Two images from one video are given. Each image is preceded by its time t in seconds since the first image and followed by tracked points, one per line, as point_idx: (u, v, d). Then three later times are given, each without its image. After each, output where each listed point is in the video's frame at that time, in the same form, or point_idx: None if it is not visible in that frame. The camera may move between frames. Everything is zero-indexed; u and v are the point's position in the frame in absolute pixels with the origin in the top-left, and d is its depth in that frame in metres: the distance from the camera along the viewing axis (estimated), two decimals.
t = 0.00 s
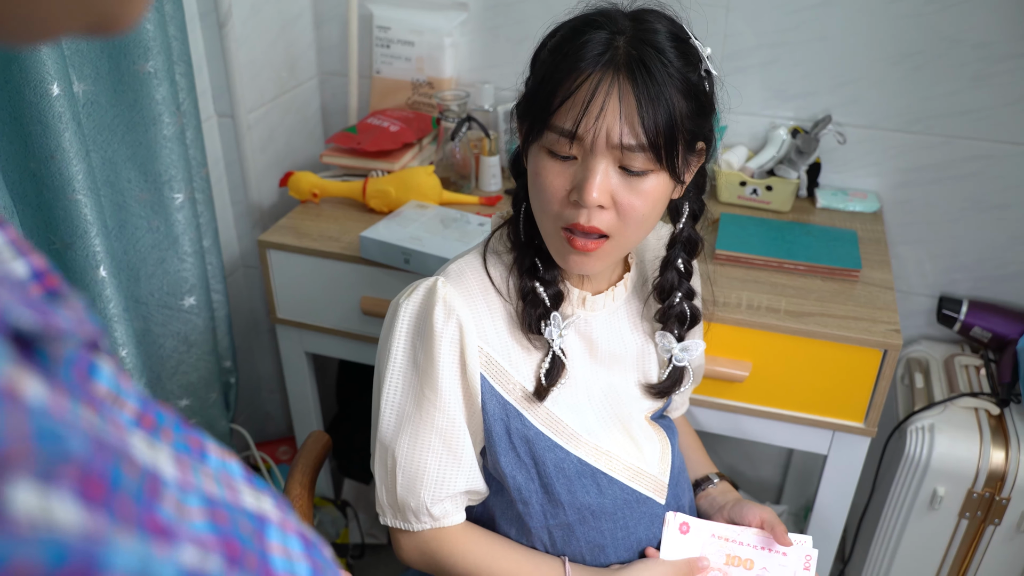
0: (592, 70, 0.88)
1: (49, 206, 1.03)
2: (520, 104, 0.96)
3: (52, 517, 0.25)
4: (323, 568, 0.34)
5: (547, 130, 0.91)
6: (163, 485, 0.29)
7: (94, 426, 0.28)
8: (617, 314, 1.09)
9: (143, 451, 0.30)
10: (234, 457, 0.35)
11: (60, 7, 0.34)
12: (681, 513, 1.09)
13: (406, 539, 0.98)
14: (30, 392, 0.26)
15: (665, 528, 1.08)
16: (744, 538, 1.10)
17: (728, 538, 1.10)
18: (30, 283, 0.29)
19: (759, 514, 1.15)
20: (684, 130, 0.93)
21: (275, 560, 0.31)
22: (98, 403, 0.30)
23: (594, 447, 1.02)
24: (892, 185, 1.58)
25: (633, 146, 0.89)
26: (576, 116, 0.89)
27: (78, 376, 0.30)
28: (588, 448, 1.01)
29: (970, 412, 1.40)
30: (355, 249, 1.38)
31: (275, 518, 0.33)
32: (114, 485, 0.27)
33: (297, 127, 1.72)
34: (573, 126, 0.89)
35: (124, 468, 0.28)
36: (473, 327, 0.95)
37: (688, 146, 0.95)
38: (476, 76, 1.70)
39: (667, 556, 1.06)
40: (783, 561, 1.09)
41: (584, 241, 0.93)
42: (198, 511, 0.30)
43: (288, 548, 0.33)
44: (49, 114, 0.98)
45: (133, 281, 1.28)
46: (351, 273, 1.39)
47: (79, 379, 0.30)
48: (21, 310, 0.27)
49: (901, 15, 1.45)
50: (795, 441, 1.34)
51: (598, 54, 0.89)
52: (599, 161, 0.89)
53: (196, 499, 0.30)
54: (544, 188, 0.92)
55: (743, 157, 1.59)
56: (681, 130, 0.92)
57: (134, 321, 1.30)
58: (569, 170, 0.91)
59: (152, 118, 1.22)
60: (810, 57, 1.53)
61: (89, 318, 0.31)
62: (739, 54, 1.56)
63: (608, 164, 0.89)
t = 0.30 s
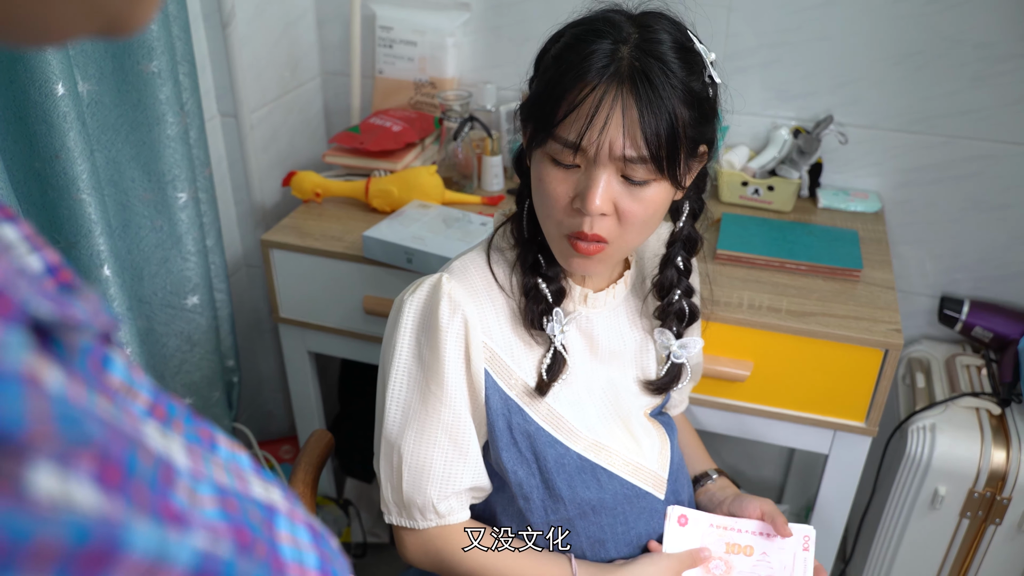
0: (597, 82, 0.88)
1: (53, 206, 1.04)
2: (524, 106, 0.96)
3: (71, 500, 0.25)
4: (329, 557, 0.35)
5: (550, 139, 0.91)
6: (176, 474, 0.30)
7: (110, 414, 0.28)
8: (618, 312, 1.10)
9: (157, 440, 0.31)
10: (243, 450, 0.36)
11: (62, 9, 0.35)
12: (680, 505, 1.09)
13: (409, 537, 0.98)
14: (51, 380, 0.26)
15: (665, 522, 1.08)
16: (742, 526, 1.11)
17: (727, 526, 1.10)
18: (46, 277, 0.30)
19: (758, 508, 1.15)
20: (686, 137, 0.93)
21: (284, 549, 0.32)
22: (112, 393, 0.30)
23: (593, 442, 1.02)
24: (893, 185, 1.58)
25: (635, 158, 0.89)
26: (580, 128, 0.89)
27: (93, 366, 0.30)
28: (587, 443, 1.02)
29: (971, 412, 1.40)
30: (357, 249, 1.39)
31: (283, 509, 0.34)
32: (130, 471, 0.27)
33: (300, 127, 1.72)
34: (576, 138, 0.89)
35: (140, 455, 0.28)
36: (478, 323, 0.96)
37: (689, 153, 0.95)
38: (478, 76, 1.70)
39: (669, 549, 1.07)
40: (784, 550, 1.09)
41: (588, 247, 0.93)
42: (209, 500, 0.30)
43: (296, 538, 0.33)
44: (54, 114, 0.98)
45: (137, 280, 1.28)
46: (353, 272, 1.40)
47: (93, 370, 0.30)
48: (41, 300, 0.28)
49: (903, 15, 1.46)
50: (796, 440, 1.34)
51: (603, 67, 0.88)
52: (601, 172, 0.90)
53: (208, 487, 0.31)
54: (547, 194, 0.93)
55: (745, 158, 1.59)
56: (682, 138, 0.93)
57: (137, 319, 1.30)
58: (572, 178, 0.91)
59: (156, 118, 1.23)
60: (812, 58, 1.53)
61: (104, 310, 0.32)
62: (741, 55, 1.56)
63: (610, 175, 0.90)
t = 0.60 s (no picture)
0: (602, 82, 0.88)
1: (55, 205, 1.04)
2: (526, 107, 0.95)
3: (69, 494, 0.25)
4: (328, 555, 0.35)
5: (555, 140, 0.91)
6: (174, 470, 0.30)
7: (108, 410, 0.28)
8: (618, 310, 1.09)
9: (155, 437, 0.31)
10: (242, 448, 0.36)
11: (62, 12, 0.35)
12: (680, 501, 1.09)
13: (412, 534, 0.98)
14: (47, 375, 0.26)
15: (669, 519, 1.08)
16: (744, 517, 1.10)
17: (728, 518, 1.10)
18: (45, 275, 0.30)
19: (762, 500, 1.16)
20: (689, 136, 0.93)
21: (283, 546, 0.32)
22: (110, 390, 0.30)
23: (592, 440, 1.02)
24: (895, 186, 1.58)
25: (641, 157, 0.89)
26: (586, 129, 0.89)
27: (92, 363, 0.30)
28: (587, 441, 1.02)
29: (973, 412, 1.40)
30: (358, 248, 1.39)
31: (282, 506, 0.34)
32: (128, 466, 0.27)
33: (302, 126, 1.72)
34: (583, 139, 0.89)
35: (138, 451, 0.28)
36: (481, 322, 0.96)
37: (694, 151, 0.95)
38: (480, 76, 1.70)
39: (672, 544, 1.07)
40: (787, 542, 1.09)
41: (594, 246, 0.93)
42: (208, 496, 0.30)
43: (295, 534, 0.33)
44: (56, 113, 0.98)
45: (139, 279, 1.28)
46: (355, 272, 1.40)
47: (92, 367, 0.30)
48: (38, 296, 0.28)
49: (905, 15, 1.45)
50: (797, 440, 1.34)
51: (607, 68, 0.88)
52: (608, 172, 0.90)
53: (206, 484, 0.31)
54: (552, 195, 0.92)
55: (746, 158, 1.59)
56: (687, 137, 0.93)
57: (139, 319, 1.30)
58: (579, 178, 0.91)
59: (157, 117, 1.23)
60: (814, 58, 1.53)
61: (102, 306, 0.32)
62: (743, 55, 1.56)
63: (617, 175, 0.90)
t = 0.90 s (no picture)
0: (608, 77, 0.88)
1: (54, 206, 1.04)
2: (530, 105, 0.95)
3: (44, 506, 0.24)
4: (319, 562, 0.34)
5: (560, 136, 0.90)
6: (158, 478, 0.29)
7: (90, 418, 0.28)
8: (619, 311, 1.09)
9: (140, 444, 0.30)
10: (232, 453, 0.36)
11: (46, 15, 0.34)
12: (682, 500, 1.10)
13: (412, 534, 0.98)
14: (25, 383, 0.26)
15: (670, 518, 1.08)
16: (746, 518, 1.10)
17: (730, 518, 1.10)
18: (30, 279, 0.29)
19: (764, 501, 1.15)
20: (694, 135, 0.93)
21: (271, 554, 0.31)
22: (94, 397, 0.30)
23: (592, 441, 1.02)
24: (897, 186, 1.58)
25: (646, 153, 0.89)
26: (591, 124, 0.88)
27: (75, 370, 0.30)
28: (587, 442, 1.01)
29: (975, 413, 1.39)
30: (359, 249, 1.38)
31: (271, 513, 0.33)
32: (108, 476, 0.27)
33: (302, 126, 1.72)
34: (588, 134, 0.88)
35: (118, 459, 0.28)
36: (482, 323, 0.96)
37: (699, 149, 0.95)
38: (481, 76, 1.70)
39: (674, 543, 1.06)
40: (790, 543, 1.09)
41: (597, 247, 0.92)
42: (193, 504, 0.30)
43: (284, 542, 0.33)
44: (55, 113, 0.98)
45: (138, 279, 1.28)
46: (356, 273, 1.39)
47: (76, 373, 0.30)
48: (17, 303, 0.28)
49: (908, 15, 1.45)
50: (798, 441, 1.34)
51: (612, 64, 0.88)
52: (613, 168, 0.89)
53: (192, 492, 0.30)
54: (556, 193, 0.92)
55: (748, 158, 1.59)
56: (691, 136, 0.92)
57: (139, 319, 1.30)
58: (583, 175, 0.90)
59: (156, 118, 1.23)
60: (816, 58, 1.53)
61: (87, 311, 0.31)
62: (745, 55, 1.56)
63: (621, 171, 0.90)
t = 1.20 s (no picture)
0: (610, 78, 0.88)
1: (53, 206, 1.03)
2: (531, 106, 0.95)
3: (25, 514, 0.24)
4: (309, 567, 0.34)
5: (560, 137, 0.90)
6: (144, 482, 0.29)
7: (76, 423, 0.28)
8: (620, 313, 1.09)
9: (127, 449, 0.30)
10: (223, 456, 0.35)
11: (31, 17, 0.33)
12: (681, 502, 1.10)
13: (412, 536, 0.97)
14: (7, 390, 0.26)
15: (670, 519, 1.08)
16: (744, 518, 1.11)
17: (729, 519, 1.10)
18: (19, 282, 0.29)
19: (761, 501, 1.15)
20: (696, 137, 0.93)
21: (260, 559, 0.31)
22: (81, 401, 0.29)
23: (591, 443, 1.01)
24: (899, 187, 1.57)
25: (647, 155, 0.89)
26: (592, 124, 0.88)
27: (62, 374, 0.29)
28: (586, 444, 1.01)
29: (976, 415, 1.39)
30: (359, 249, 1.38)
31: (261, 518, 0.33)
32: (92, 482, 0.27)
33: (302, 126, 1.72)
34: (589, 135, 0.88)
35: (103, 465, 0.28)
36: (480, 326, 0.95)
37: (701, 152, 0.95)
38: (482, 76, 1.69)
39: (675, 543, 1.07)
40: (788, 544, 1.09)
41: (597, 249, 0.92)
42: (180, 509, 0.30)
43: (274, 547, 0.33)
44: (54, 114, 0.98)
45: (137, 279, 1.28)
46: (355, 273, 1.39)
47: (63, 377, 0.29)
48: (2, 307, 0.27)
49: (910, 15, 1.45)
50: (799, 443, 1.33)
51: (615, 64, 0.88)
52: (613, 169, 0.89)
53: (179, 496, 0.30)
54: (556, 194, 0.91)
55: (749, 158, 1.59)
56: (694, 138, 0.92)
57: (138, 320, 1.30)
58: (583, 176, 0.90)
59: (156, 118, 1.22)
60: (817, 58, 1.52)
61: (76, 314, 0.31)
62: (746, 55, 1.55)
63: (622, 173, 0.89)
